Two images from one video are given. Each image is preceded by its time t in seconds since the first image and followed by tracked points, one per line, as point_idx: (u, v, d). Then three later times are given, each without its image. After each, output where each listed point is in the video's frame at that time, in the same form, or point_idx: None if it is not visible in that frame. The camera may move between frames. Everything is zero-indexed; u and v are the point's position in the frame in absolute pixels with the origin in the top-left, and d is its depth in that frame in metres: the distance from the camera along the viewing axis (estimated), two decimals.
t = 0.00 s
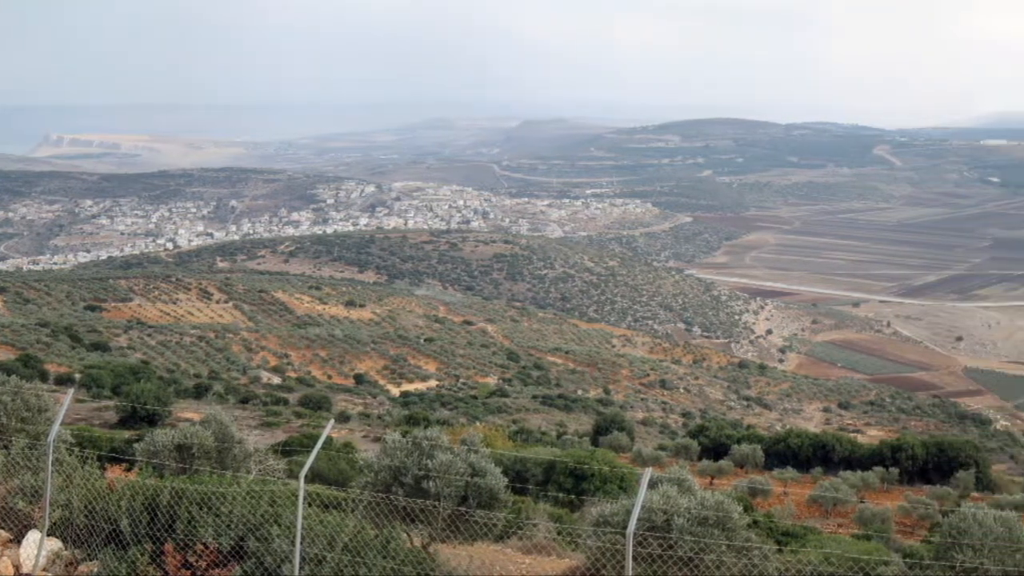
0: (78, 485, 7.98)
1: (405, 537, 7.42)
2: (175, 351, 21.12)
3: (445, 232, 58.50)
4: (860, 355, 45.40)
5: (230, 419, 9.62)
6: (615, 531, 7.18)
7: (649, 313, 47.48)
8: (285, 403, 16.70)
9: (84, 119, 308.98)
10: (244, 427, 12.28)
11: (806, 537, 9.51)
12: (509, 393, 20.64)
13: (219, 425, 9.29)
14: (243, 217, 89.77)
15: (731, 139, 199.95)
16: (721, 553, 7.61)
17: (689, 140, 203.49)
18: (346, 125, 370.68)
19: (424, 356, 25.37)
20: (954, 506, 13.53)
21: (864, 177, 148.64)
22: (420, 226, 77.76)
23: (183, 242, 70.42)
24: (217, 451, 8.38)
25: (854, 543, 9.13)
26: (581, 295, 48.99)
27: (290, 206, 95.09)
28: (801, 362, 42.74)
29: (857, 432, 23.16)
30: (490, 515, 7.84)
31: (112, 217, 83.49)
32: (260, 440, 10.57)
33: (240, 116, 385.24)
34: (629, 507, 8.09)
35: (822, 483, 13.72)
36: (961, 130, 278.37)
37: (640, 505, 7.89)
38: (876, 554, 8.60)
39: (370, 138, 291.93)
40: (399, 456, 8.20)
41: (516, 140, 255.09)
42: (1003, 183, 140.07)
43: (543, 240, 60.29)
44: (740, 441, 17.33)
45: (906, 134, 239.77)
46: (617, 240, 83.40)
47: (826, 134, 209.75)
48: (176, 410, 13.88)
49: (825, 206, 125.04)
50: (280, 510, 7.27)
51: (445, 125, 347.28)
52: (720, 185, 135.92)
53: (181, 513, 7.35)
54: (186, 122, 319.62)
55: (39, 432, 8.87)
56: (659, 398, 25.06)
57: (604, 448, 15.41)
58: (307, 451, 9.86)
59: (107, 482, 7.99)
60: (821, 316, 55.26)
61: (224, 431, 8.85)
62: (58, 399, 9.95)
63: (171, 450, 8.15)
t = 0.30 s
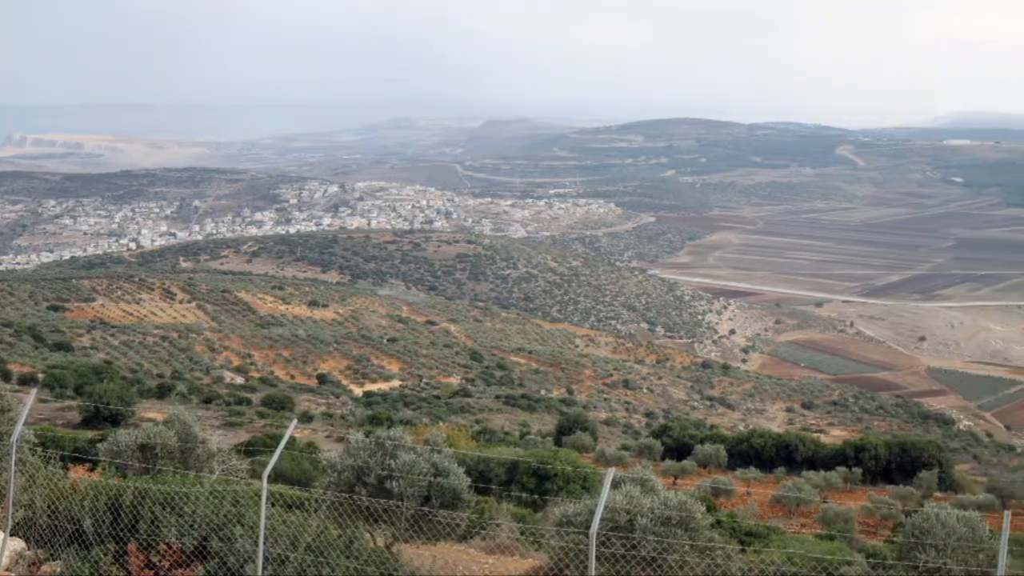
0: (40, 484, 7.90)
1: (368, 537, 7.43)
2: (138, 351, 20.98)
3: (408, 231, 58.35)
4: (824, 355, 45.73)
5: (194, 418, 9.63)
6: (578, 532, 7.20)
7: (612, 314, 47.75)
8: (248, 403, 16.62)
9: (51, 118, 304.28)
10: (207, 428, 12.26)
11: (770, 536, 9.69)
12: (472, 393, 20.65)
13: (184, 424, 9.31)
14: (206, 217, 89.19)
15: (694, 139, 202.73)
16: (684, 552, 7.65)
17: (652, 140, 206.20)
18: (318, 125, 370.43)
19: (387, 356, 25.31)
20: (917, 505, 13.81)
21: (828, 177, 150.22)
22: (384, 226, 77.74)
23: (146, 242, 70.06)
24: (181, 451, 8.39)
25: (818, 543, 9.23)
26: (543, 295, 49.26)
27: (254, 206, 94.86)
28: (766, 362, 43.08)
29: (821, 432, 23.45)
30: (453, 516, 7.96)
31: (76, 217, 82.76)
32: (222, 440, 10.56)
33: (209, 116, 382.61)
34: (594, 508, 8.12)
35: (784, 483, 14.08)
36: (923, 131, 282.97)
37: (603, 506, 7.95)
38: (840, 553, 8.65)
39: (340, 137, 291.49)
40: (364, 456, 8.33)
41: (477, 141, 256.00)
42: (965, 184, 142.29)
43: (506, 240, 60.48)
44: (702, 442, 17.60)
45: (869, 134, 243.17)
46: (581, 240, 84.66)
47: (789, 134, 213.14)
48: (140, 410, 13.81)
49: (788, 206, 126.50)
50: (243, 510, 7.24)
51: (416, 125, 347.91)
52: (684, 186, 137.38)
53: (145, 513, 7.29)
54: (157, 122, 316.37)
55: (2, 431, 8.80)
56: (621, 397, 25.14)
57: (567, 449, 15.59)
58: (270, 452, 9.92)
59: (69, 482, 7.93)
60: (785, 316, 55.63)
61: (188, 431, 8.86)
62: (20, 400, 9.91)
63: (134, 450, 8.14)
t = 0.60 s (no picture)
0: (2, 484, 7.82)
1: (331, 537, 7.46)
2: (100, 351, 20.72)
3: (372, 231, 58.15)
4: (787, 355, 46.27)
5: (157, 418, 9.57)
6: (541, 532, 7.26)
7: (575, 313, 48.04)
8: (211, 403, 16.50)
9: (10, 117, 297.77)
10: (170, 428, 12.17)
11: (732, 537, 9.76)
12: (435, 393, 20.57)
13: (147, 424, 9.24)
14: (169, 217, 88.19)
15: (657, 139, 205.27)
16: (646, 552, 7.74)
17: (615, 141, 208.50)
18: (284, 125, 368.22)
19: (351, 356, 25.20)
20: (879, 505, 14.03)
21: (790, 177, 152.21)
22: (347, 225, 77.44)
23: (109, 242, 69.13)
24: (144, 451, 8.33)
25: (781, 543, 9.37)
26: (506, 295, 49.45)
27: (217, 206, 94.09)
28: (729, 362, 43.56)
29: (784, 432, 23.78)
30: (416, 517, 8.03)
31: (37, 217, 81.67)
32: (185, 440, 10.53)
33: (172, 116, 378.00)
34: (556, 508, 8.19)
35: (748, 482, 14.32)
36: (883, 132, 288.26)
37: (566, 506, 8.04)
38: (802, 553, 8.77)
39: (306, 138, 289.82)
40: (327, 456, 8.43)
41: (440, 141, 255.72)
42: (926, 184, 144.94)
43: (469, 240, 60.55)
44: (665, 442, 17.85)
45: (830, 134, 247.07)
46: (544, 240, 85.79)
47: (750, 134, 216.28)
48: (103, 410, 13.66)
49: (750, 206, 128.13)
50: (206, 510, 7.20)
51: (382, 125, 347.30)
52: (648, 187, 138.73)
53: (108, 513, 7.24)
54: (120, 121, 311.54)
55: None
56: (584, 398, 25.26)
57: (530, 448, 15.73)
58: (233, 452, 9.89)
59: (31, 482, 7.84)
60: (748, 316, 56.22)
61: (151, 430, 8.79)
62: None
63: (98, 450, 8.09)
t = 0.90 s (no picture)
0: None
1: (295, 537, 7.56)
2: (62, 351, 20.45)
3: (335, 231, 57.89)
4: (750, 355, 46.84)
5: (120, 418, 9.51)
6: (504, 532, 7.32)
7: (538, 313, 48.26)
8: (174, 404, 16.37)
9: None
10: (132, 428, 12.10)
11: (693, 538, 9.89)
12: (399, 393, 20.50)
13: (110, 424, 9.17)
14: (132, 218, 87.07)
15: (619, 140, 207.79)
16: (609, 552, 7.83)
17: (578, 141, 210.64)
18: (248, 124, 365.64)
19: (314, 356, 25.09)
20: (842, 505, 14.27)
21: (753, 177, 154.13)
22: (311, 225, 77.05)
23: (72, 242, 68.06)
24: (106, 451, 8.27)
25: (743, 543, 9.53)
26: (469, 295, 49.56)
27: (180, 206, 93.12)
28: (691, 362, 44.05)
29: (747, 432, 24.12)
30: (379, 516, 8.14)
31: None
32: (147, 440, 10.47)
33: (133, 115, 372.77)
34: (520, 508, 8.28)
35: (710, 483, 14.64)
36: (845, 132, 292.95)
37: (529, 506, 8.13)
38: (766, 553, 8.89)
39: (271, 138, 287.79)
40: (290, 456, 8.61)
41: (405, 141, 255.25)
42: (888, 185, 147.34)
43: (432, 240, 60.59)
44: (627, 442, 18.26)
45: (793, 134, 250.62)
46: (507, 240, 86.76)
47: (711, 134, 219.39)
48: (66, 410, 13.53)
49: (713, 206, 129.58)
50: (169, 510, 7.16)
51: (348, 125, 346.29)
52: (610, 187, 139.98)
53: (71, 513, 7.21)
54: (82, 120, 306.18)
55: None
56: (548, 397, 25.38)
57: (493, 449, 15.89)
58: (196, 452, 9.86)
59: None
60: (711, 316, 56.80)
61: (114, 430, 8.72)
62: None
63: (61, 450, 8.04)
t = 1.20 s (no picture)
0: None
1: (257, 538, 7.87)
2: (24, 351, 20.21)
3: (299, 231, 57.64)
4: (715, 355, 47.31)
5: (83, 417, 9.50)
6: (467, 531, 7.42)
7: (501, 313, 48.42)
8: (137, 404, 16.26)
9: None
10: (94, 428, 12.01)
11: (657, 538, 10.04)
12: (362, 393, 20.44)
13: (73, 424, 9.16)
14: (96, 218, 86.05)
15: (584, 140, 209.89)
16: (572, 551, 7.94)
17: (543, 141, 212.47)
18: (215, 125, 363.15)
19: (277, 356, 25.02)
20: (805, 505, 14.54)
21: (716, 177, 155.66)
22: (273, 226, 76.69)
23: (34, 242, 67.09)
24: (68, 451, 8.23)
25: (706, 544, 9.70)
26: (432, 295, 49.65)
27: (143, 205, 92.15)
28: (655, 362, 44.46)
29: (711, 433, 24.42)
30: (343, 516, 8.32)
31: None
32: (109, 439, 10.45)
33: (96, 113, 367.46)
34: (484, 508, 8.38)
35: (673, 484, 15.32)
36: (809, 133, 296.70)
37: (492, 506, 8.21)
38: (730, 553, 9.01)
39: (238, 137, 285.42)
40: (254, 458, 9.00)
41: (371, 141, 254.35)
42: (852, 185, 149.40)
43: (395, 240, 60.59)
44: (591, 443, 18.94)
45: (758, 134, 253.25)
46: (469, 240, 87.43)
47: (675, 134, 221.86)
48: (28, 410, 13.42)
49: (677, 206, 130.58)
50: (132, 510, 7.15)
51: (317, 125, 345.04)
52: (574, 187, 140.92)
53: (34, 513, 7.21)
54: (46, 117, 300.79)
55: None
56: (510, 397, 25.48)
57: (459, 449, 16.19)
58: (159, 452, 9.89)
59: None
60: (676, 315, 57.32)
61: (76, 430, 8.69)
62: None
63: (23, 450, 8.01)
